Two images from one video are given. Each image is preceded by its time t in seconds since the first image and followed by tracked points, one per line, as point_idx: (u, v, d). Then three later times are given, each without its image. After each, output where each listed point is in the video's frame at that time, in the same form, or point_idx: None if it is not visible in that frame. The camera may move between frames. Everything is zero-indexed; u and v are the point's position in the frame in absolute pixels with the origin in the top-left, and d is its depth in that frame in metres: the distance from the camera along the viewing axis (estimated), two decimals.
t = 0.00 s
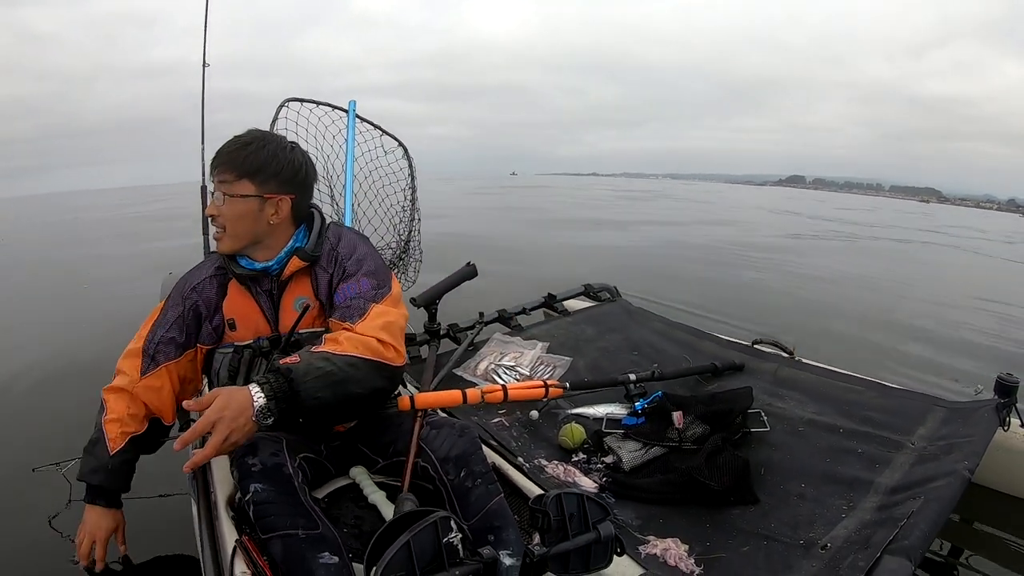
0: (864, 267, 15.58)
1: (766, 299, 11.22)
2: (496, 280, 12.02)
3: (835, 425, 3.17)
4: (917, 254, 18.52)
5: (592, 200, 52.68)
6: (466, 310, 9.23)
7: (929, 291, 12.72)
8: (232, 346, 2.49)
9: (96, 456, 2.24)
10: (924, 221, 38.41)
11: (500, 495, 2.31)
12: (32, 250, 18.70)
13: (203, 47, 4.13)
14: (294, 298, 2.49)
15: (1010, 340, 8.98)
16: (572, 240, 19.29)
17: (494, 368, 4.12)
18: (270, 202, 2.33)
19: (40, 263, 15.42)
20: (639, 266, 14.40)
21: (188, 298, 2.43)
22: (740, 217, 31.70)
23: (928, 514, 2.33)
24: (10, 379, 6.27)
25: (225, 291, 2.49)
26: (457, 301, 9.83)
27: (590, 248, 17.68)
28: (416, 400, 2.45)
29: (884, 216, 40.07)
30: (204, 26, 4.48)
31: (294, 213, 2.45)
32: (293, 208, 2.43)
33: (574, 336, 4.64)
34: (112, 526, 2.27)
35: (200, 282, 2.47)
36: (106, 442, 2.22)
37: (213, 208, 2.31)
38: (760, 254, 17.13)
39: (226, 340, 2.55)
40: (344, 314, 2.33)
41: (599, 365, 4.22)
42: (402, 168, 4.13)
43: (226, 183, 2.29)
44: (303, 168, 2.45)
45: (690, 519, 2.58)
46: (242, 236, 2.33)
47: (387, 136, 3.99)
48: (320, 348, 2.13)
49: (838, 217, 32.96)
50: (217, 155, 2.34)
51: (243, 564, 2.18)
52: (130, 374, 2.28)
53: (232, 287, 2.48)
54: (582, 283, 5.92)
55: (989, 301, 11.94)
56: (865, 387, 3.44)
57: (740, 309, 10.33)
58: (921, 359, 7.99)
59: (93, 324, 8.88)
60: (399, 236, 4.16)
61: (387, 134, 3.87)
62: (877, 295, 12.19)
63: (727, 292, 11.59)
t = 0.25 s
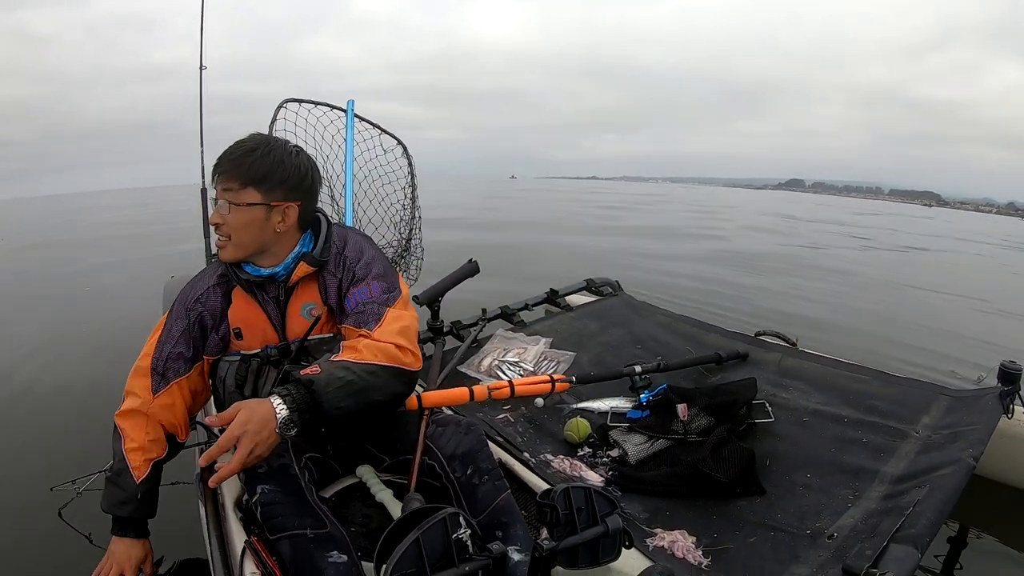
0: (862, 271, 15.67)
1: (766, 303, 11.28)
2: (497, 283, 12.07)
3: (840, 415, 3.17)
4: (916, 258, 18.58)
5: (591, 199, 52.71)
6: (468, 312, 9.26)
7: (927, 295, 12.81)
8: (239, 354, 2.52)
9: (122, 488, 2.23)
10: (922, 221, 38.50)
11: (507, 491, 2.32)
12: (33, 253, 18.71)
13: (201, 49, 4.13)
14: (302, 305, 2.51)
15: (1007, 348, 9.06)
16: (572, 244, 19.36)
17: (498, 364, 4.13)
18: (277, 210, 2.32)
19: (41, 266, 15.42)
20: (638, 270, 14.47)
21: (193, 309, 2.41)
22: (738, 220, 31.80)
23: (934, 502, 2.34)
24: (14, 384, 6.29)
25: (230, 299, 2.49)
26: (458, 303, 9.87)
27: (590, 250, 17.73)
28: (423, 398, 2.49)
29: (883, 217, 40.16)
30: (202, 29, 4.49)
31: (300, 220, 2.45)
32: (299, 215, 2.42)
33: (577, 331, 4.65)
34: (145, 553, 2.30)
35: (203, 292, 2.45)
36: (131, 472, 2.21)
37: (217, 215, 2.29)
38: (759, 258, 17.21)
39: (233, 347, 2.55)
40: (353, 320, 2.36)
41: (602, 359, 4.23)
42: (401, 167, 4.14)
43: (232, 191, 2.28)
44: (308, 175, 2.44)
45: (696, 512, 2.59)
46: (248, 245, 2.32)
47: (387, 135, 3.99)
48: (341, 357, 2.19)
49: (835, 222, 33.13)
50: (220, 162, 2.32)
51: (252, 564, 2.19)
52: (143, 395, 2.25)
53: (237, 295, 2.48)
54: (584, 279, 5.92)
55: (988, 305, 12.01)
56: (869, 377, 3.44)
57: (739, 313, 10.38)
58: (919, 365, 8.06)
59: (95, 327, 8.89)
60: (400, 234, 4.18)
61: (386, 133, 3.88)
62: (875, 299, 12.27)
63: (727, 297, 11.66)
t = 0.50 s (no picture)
0: (861, 274, 15.68)
1: (765, 307, 11.27)
2: (495, 286, 12.05)
3: (839, 419, 3.17)
4: (914, 262, 18.60)
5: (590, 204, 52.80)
6: (466, 317, 9.26)
7: (926, 300, 12.81)
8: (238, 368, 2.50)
9: (121, 515, 2.22)
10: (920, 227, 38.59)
11: (506, 497, 2.31)
12: (30, 253, 18.65)
13: (199, 56, 4.14)
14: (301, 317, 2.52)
15: (1005, 352, 9.06)
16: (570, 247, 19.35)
17: (497, 370, 4.12)
18: (273, 225, 2.32)
19: (38, 267, 15.33)
20: (637, 273, 14.46)
21: (190, 328, 2.37)
22: (737, 224, 31.84)
23: (934, 507, 2.33)
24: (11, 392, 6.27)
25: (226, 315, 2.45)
26: (457, 308, 9.86)
27: (588, 254, 17.72)
28: (423, 405, 2.48)
29: (880, 222, 40.23)
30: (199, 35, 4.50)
31: (295, 233, 2.45)
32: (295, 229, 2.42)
33: (576, 337, 4.65)
34: None
35: (200, 310, 2.40)
36: (130, 500, 2.20)
37: (211, 233, 2.26)
38: (758, 261, 17.22)
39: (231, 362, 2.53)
40: (352, 332, 2.37)
41: (601, 365, 4.23)
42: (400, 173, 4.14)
43: (226, 208, 2.26)
44: (301, 187, 2.44)
45: (696, 517, 2.57)
46: (244, 261, 2.31)
47: (385, 141, 3.99)
48: (342, 370, 2.20)
49: (834, 227, 33.19)
50: (212, 177, 2.29)
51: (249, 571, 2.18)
52: (144, 421, 2.24)
53: (235, 311, 2.45)
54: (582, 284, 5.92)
55: (987, 309, 12.01)
56: (869, 381, 3.44)
57: (738, 316, 10.37)
58: (917, 370, 8.05)
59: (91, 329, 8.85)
60: (399, 241, 4.17)
61: (386, 140, 3.88)
62: (874, 302, 12.27)
63: (725, 300, 11.65)
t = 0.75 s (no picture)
0: (859, 278, 15.70)
1: (764, 309, 11.27)
2: (493, 288, 12.03)
3: (838, 423, 3.17)
4: (912, 265, 18.61)
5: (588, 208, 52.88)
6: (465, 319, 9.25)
7: (924, 302, 12.82)
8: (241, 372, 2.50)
9: (126, 519, 2.22)
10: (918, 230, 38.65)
11: (506, 501, 2.31)
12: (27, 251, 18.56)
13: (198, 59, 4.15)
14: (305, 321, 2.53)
15: (1004, 356, 9.06)
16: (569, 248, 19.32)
17: (496, 375, 4.12)
18: (275, 230, 2.32)
19: (34, 266, 15.25)
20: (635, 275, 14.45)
21: (189, 332, 2.36)
22: (735, 226, 31.85)
23: (933, 509, 2.33)
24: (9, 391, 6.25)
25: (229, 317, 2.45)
26: (455, 311, 9.85)
27: (587, 255, 17.71)
28: (423, 409, 2.47)
29: (878, 224, 40.29)
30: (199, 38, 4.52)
31: (297, 238, 2.45)
32: (297, 234, 2.42)
33: (575, 342, 4.65)
34: None
35: (199, 314, 2.40)
36: (135, 501, 2.20)
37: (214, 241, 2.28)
38: (756, 264, 17.23)
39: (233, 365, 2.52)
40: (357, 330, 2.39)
41: (600, 369, 4.23)
42: (399, 177, 4.15)
43: (228, 214, 2.27)
44: (304, 192, 2.45)
45: (695, 521, 2.57)
46: (247, 266, 2.32)
47: (384, 145, 4.01)
48: (356, 360, 2.20)
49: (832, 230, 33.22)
50: (214, 184, 2.30)
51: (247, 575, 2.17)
52: (135, 423, 2.24)
53: (236, 313, 2.44)
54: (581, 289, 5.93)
55: (985, 312, 12.01)
56: (867, 385, 3.44)
57: (737, 318, 10.36)
58: (915, 373, 8.05)
59: (87, 329, 8.81)
60: (397, 244, 4.18)
61: (385, 144, 3.90)
62: (873, 305, 12.27)
63: (724, 302, 11.64)
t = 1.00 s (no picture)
0: (856, 279, 15.71)
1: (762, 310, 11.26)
2: (491, 289, 12.02)
3: (835, 428, 3.17)
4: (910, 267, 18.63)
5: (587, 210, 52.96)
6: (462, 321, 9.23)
7: (922, 304, 12.82)
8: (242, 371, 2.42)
9: (129, 524, 2.30)
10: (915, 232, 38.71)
11: (502, 504, 2.30)
12: (24, 248, 18.51)
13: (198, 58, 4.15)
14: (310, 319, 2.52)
15: (1000, 357, 9.08)
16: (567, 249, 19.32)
17: (493, 378, 4.12)
18: (281, 228, 2.33)
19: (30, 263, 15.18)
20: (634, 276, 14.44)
21: (193, 332, 2.36)
22: (733, 227, 31.88)
23: (930, 514, 2.33)
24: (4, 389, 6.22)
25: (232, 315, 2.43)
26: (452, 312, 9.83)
27: (585, 256, 17.70)
28: (419, 412, 2.47)
29: (876, 226, 40.36)
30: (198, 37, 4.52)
31: (301, 236, 2.46)
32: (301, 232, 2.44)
33: (572, 345, 4.65)
34: None
35: (204, 314, 2.39)
36: (136, 506, 2.25)
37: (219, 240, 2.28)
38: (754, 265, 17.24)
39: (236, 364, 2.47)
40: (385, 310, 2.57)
41: (597, 373, 4.23)
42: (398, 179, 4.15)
43: (232, 212, 2.27)
44: (308, 192, 2.47)
45: (691, 525, 2.57)
46: (252, 264, 2.32)
47: (384, 147, 4.01)
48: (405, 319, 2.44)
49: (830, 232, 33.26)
50: (218, 183, 2.30)
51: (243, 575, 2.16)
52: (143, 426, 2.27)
53: (240, 311, 2.43)
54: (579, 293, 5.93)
55: (982, 314, 12.02)
56: (864, 390, 3.45)
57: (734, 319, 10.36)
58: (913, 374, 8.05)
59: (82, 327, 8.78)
60: (395, 246, 4.19)
61: (384, 146, 3.90)
62: (871, 307, 12.27)
63: (722, 303, 11.64)
